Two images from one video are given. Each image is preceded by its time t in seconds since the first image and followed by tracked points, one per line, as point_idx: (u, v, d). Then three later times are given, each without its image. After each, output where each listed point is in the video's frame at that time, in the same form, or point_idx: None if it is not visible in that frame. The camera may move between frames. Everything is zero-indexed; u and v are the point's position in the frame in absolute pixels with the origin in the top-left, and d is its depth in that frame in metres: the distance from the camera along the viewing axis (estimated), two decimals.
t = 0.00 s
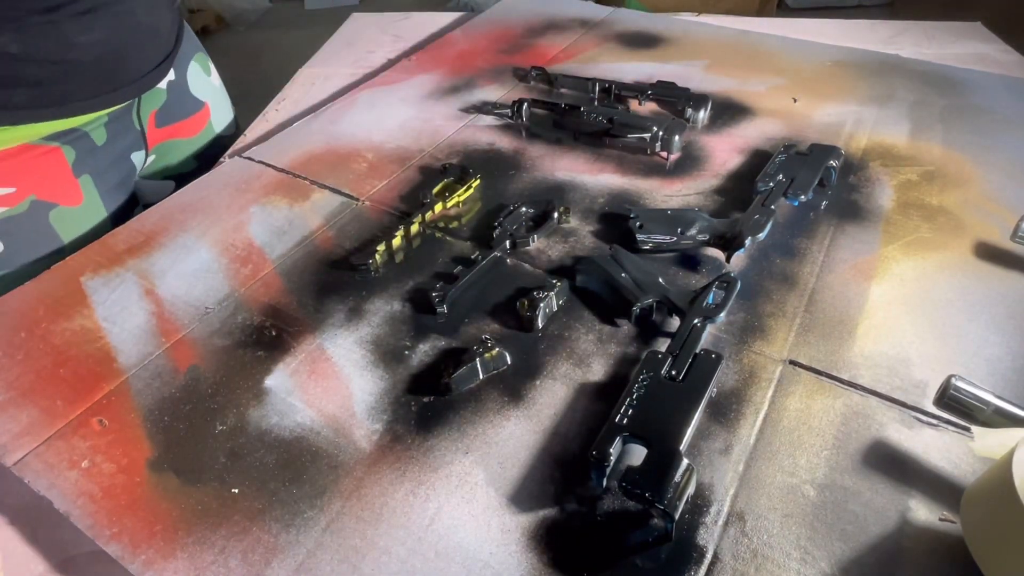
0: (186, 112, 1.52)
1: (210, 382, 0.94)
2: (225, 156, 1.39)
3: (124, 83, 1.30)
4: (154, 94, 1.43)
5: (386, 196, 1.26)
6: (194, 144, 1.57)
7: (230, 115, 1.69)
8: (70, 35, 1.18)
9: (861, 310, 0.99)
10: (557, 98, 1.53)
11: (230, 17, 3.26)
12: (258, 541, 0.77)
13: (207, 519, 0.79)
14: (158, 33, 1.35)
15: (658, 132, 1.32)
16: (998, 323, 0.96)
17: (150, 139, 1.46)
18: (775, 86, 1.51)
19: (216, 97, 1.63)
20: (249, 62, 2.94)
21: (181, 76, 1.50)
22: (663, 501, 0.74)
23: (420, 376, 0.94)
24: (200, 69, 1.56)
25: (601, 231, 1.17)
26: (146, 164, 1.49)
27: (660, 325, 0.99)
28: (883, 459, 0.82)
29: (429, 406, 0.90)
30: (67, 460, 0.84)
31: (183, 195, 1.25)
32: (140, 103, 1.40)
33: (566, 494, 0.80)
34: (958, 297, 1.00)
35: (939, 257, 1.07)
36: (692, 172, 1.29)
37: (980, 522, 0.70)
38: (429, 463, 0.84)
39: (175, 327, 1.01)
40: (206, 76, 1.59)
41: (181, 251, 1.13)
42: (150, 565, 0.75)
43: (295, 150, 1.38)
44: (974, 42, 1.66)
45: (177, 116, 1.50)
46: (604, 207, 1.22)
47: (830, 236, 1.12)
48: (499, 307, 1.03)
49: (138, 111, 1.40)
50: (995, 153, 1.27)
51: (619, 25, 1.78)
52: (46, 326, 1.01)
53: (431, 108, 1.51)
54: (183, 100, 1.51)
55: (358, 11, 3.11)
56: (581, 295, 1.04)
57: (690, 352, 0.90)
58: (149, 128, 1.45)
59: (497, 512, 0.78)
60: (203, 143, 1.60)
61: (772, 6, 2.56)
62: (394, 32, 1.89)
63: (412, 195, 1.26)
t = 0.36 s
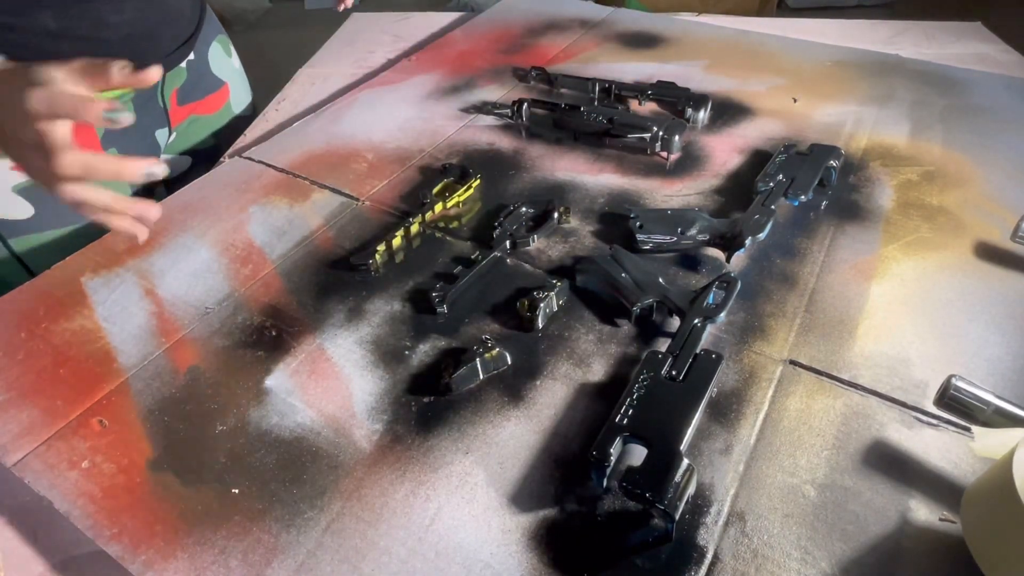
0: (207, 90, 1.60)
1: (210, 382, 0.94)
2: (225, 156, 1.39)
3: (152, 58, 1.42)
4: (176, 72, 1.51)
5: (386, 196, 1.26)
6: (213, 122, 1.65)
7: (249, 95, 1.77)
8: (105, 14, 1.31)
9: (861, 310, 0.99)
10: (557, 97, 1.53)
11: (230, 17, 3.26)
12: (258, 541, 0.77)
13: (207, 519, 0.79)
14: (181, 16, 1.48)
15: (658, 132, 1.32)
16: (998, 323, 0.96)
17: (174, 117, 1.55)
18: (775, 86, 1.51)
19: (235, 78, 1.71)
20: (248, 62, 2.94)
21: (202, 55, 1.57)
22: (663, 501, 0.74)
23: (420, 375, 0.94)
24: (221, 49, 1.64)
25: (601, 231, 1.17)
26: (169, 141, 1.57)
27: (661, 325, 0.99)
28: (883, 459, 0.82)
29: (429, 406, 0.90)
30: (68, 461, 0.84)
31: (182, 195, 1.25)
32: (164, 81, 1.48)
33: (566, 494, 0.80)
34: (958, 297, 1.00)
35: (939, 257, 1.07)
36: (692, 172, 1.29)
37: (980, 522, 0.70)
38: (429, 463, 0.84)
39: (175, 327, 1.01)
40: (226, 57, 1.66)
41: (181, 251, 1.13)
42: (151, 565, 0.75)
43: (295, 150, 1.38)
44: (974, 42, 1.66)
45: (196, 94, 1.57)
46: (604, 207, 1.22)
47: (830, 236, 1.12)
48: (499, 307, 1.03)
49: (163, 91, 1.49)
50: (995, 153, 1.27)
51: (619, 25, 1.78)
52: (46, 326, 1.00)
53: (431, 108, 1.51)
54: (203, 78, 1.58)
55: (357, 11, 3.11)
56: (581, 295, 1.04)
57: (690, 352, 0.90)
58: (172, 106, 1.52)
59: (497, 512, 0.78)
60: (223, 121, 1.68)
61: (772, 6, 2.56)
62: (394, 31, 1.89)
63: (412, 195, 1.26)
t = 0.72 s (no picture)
0: (91, 121, 1.54)
1: (210, 382, 0.94)
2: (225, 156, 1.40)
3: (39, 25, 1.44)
4: (37, 103, 1.47)
5: (386, 196, 1.26)
6: (104, 155, 1.58)
7: (163, 133, 1.69)
8: None
9: (861, 310, 0.99)
10: (557, 98, 1.53)
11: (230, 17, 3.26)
12: (258, 541, 0.77)
13: (207, 518, 0.79)
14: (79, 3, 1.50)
15: (658, 132, 1.32)
16: (998, 323, 0.96)
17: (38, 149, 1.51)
18: (775, 86, 1.51)
19: (143, 112, 1.65)
20: (249, 61, 2.94)
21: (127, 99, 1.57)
22: (664, 501, 0.74)
23: (420, 376, 0.94)
24: (117, 79, 1.59)
25: (601, 231, 1.17)
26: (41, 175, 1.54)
27: (661, 325, 0.99)
28: (883, 459, 0.82)
29: (429, 406, 0.90)
30: (67, 460, 0.84)
31: (182, 195, 1.25)
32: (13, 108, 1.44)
33: (565, 494, 0.80)
34: (957, 297, 1.00)
35: (939, 257, 1.07)
36: (692, 172, 1.29)
37: (980, 522, 0.70)
38: (429, 463, 0.84)
39: (175, 327, 1.01)
40: (124, 87, 1.60)
41: (181, 251, 1.13)
42: (151, 565, 0.75)
43: (295, 150, 1.38)
44: (974, 42, 1.66)
45: (80, 127, 1.53)
46: (604, 207, 1.22)
47: (830, 236, 1.12)
48: (499, 307, 1.03)
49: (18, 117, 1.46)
50: (995, 153, 1.27)
51: (619, 25, 1.78)
52: (46, 326, 1.01)
53: (431, 108, 1.51)
54: (89, 110, 1.53)
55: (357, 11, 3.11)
56: (581, 294, 1.04)
57: (690, 352, 0.90)
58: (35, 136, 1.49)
59: (497, 512, 0.78)
60: (117, 156, 1.60)
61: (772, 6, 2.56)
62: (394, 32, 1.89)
63: (412, 195, 1.26)
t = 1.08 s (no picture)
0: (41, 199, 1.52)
1: (210, 382, 0.94)
2: (225, 156, 1.39)
3: None
4: None
5: (386, 196, 1.26)
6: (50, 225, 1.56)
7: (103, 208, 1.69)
8: None
9: (861, 310, 0.99)
10: (557, 98, 1.53)
11: (230, 17, 3.26)
12: (259, 541, 0.77)
13: (207, 519, 0.79)
14: None
15: (658, 132, 1.32)
16: (998, 323, 0.96)
17: None
18: (775, 86, 1.51)
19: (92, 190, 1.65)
20: (249, 61, 2.94)
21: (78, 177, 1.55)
22: (664, 501, 0.74)
23: (420, 376, 0.94)
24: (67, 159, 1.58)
25: (601, 231, 1.17)
26: None
27: (661, 325, 0.99)
28: (883, 459, 0.82)
29: (429, 406, 0.90)
30: (68, 461, 0.84)
31: (182, 195, 1.25)
32: None
33: (566, 494, 0.80)
34: (957, 297, 1.00)
35: (939, 257, 1.07)
36: (692, 171, 1.29)
37: (980, 522, 0.70)
38: (429, 463, 0.84)
39: (175, 328, 1.01)
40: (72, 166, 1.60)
41: (181, 251, 1.13)
42: (151, 565, 0.75)
43: (295, 150, 1.38)
44: (975, 42, 1.66)
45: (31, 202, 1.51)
46: (604, 207, 1.22)
47: (830, 236, 1.12)
48: (499, 307, 1.03)
49: None
50: (995, 153, 1.27)
51: (620, 25, 1.78)
52: (46, 326, 1.00)
53: (431, 108, 1.51)
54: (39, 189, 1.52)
55: (358, 11, 3.11)
56: (581, 295, 1.04)
57: (690, 352, 0.90)
58: None
59: (497, 512, 0.78)
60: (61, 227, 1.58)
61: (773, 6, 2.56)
62: (395, 32, 1.89)
63: (412, 195, 1.26)
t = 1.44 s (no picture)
0: None
1: (210, 382, 0.94)
2: (225, 156, 1.39)
3: None
4: None
5: (386, 196, 1.26)
6: None
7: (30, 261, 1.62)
8: None
9: (861, 310, 0.99)
10: (557, 98, 1.53)
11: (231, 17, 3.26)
12: (259, 541, 0.77)
13: (207, 519, 0.79)
14: None
15: (658, 132, 1.32)
16: (997, 323, 0.96)
17: None
18: (775, 86, 1.51)
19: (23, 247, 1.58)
20: (249, 61, 2.94)
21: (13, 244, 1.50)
22: (663, 500, 0.74)
23: (420, 376, 0.94)
24: None
25: (601, 231, 1.17)
26: None
27: (661, 325, 0.99)
28: (883, 459, 0.82)
29: (429, 405, 0.90)
30: (68, 460, 0.84)
31: (182, 195, 1.25)
32: None
33: (566, 494, 0.80)
34: (957, 297, 1.00)
35: (939, 257, 1.07)
36: (692, 172, 1.29)
37: (980, 521, 0.70)
38: (429, 463, 0.84)
39: (175, 327, 1.01)
40: None
41: (180, 251, 1.13)
42: (151, 565, 0.75)
43: (295, 150, 1.38)
44: (975, 42, 1.66)
45: None
46: (604, 207, 1.22)
47: (830, 236, 1.12)
48: (498, 307, 1.03)
49: None
50: (995, 153, 1.27)
51: (620, 25, 1.78)
52: (46, 326, 1.01)
53: (431, 108, 1.51)
54: None
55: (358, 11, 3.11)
56: (581, 295, 1.04)
57: (690, 352, 0.90)
58: None
59: (497, 512, 0.78)
60: None
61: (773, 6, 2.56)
62: (395, 32, 1.89)
63: (412, 195, 1.26)
